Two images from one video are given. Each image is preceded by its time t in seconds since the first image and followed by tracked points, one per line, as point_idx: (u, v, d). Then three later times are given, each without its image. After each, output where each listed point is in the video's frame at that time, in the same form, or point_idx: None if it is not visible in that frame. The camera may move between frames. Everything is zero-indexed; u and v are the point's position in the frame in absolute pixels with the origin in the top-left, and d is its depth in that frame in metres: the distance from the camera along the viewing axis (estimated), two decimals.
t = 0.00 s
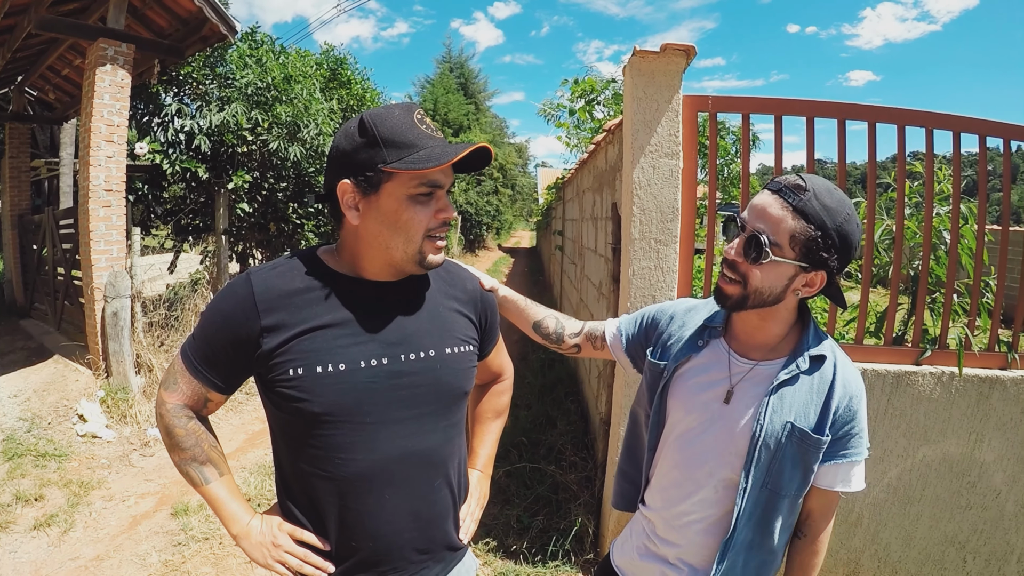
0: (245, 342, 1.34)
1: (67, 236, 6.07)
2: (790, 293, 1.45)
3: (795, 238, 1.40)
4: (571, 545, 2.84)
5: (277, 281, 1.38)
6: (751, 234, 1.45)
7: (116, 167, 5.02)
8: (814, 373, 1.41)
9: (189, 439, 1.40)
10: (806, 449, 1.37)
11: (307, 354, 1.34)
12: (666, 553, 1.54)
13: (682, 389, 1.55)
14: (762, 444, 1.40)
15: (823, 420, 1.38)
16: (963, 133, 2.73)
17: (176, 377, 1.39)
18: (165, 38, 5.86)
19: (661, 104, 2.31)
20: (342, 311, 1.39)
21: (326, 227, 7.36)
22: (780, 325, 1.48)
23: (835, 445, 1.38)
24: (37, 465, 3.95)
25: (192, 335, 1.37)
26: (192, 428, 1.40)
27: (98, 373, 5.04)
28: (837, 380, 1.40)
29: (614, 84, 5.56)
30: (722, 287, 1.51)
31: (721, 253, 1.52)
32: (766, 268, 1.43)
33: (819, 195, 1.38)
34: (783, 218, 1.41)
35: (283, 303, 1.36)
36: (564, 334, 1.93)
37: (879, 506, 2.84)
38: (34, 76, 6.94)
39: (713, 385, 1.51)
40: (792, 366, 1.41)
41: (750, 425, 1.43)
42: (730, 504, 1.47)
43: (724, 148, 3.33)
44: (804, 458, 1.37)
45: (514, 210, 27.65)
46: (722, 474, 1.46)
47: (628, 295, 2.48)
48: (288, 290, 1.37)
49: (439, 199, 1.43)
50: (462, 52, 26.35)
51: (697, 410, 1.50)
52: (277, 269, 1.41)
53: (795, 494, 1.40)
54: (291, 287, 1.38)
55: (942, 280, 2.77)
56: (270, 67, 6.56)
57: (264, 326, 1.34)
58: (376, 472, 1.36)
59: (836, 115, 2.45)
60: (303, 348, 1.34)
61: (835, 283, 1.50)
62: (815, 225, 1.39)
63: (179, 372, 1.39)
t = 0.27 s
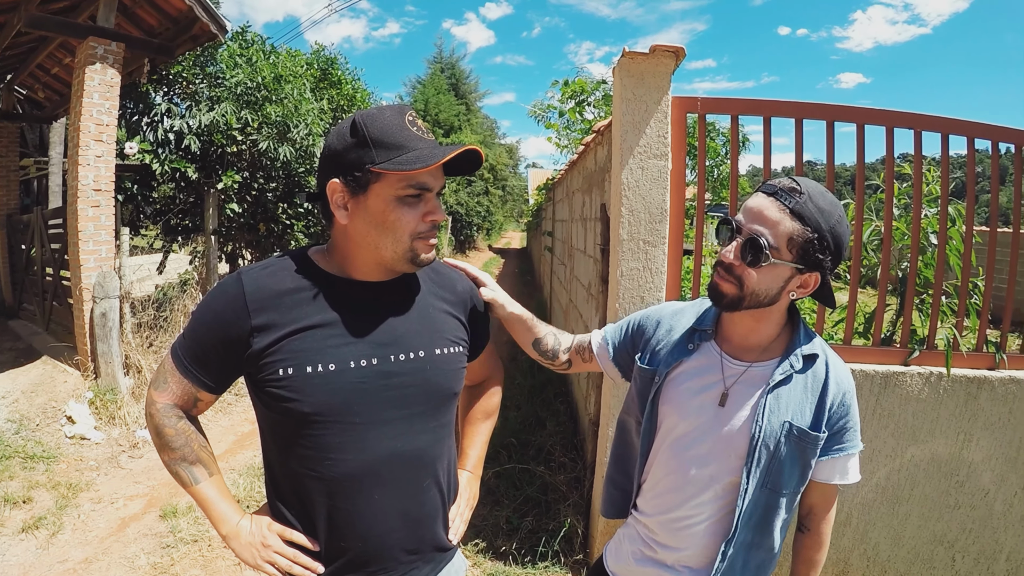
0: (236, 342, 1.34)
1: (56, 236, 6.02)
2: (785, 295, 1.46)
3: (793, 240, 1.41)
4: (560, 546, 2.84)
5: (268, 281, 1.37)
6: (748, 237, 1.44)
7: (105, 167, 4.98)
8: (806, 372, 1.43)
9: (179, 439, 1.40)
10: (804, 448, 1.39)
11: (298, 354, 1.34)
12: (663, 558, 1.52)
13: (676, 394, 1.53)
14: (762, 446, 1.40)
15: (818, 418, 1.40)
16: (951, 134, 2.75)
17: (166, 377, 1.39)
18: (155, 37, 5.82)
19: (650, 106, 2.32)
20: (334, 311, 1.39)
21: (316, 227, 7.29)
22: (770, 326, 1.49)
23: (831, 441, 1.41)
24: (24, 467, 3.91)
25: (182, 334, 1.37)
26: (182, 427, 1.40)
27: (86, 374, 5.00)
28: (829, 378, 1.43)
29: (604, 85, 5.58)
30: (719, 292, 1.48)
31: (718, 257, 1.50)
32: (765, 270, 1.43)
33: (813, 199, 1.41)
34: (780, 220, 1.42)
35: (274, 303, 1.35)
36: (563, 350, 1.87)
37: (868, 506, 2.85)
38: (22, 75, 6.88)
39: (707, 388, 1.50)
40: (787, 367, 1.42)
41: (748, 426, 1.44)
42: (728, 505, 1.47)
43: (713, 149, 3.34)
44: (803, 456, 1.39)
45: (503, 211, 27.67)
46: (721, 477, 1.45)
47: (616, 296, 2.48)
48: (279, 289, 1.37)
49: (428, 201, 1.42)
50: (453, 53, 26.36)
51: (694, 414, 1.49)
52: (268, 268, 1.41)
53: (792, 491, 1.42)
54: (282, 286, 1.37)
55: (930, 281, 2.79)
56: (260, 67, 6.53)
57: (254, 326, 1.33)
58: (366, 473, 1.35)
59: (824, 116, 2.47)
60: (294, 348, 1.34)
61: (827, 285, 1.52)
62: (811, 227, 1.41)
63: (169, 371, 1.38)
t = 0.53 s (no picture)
0: (221, 344, 1.33)
1: (42, 237, 5.95)
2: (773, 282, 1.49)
3: (769, 230, 1.44)
4: (548, 547, 2.84)
5: (253, 283, 1.37)
6: (737, 244, 1.42)
7: (91, 168, 4.94)
8: (789, 366, 1.45)
9: (165, 441, 1.38)
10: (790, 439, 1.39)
11: (282, 356, 1.33)
12: (653, 560, 1.49)
13: (663, 396, 1.52)
14: (749, 438, 1.40)
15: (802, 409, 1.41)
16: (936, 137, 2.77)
17: (152, 378, 1.38)
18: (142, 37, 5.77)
19: (636, 108, 2.32)
20: (319, 313, 1.38)
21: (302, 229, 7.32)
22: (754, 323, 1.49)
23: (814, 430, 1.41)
24: (9, 471, 3.86)
25: (168, 336, 1.36)
26: (168, 429, 1.38)
27: (72, 377, 4.95)
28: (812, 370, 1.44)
29: (591, 86, 5.59)
30: (730, 305, 1.44)
31: (721, 275, 1.43)
32: (766, 267, 1.43)
33: (763, 187, 1.46)
34: (757, 218, 1.43)
35: (258, 305, 1.34)
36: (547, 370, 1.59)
37: (855, 506, 2.87)
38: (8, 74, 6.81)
39: (694, 387, 1.49)
40: (771, 362, 1.45)
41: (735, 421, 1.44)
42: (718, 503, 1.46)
43: (700, 151, 3.36)
44: (790, 447, 1.39)
45: (492, 212, 27.70)
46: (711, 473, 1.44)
47: (602, 298, 2.49)
48: (264, 291, 1.36)
49: (412, 206, 1.42)
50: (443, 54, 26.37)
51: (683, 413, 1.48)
52: (254, 270, 1.40)
53: (782, 487, 1.40)
54: (268, 288, 1.36)
55: (916, 283, 2.81)
56: (247, 68, 6.46)
57: (239, 328, 1.32)
58: (351, 474, 1.35)
59: (810, 119, 2.48)
60: (278, 349, 1.33)
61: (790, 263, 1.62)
62: (776, 212, 1.46)
63: (156, 373, 1.37)
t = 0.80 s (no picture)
0: (200, 344, 1.32)
1: (23, 240, 5.87)
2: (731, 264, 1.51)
3: (717, 214, 1.47)
4: (533, 545, 2.84)
5: (232, 283, 1.36)
6: (685, 231, 1.44)
7: (72, 169, 4.88)
8: (754, 353, 1.45)
9: (145, 442, 1.37)
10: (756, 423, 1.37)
11: (261, 356, 1.32)
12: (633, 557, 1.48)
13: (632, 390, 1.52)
14: (715, 424, 1.40)
15: (767, 393, 1.40)
16: (917, 134, 2.80)
17: (132, 379, 1.36)
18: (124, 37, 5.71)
19: (618, 106, 2.33)
20: (298, 312, 1.37)
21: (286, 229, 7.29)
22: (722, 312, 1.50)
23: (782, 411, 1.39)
24: None
25: (148, 336, 1.35)
26: (148, 430, 1.37)
27: (54, 381, 4.88)
28: (777, 356, 1.45)
29: (575, 85, 5.61)
30: (694, 293, 1.44)
31: (682, 263, 1.43)
32: (719, 248, 1.45)
33: (697, 176, 1.51)
34: (701, 202, 1.46)
35: (237, 305, 1.34)
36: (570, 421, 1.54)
37: (839, 500, 2.89)
38: None
39: (662, 381, 1.49)
40: (736, 350, 1.45)
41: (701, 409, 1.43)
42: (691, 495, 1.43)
43: (681, 149, 3.38)
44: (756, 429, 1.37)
45: (477, 211, 27.70)
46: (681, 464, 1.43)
47: (584, 296, 2.50)
48: (243, 291, 1.35)
49: (391, 205, 1.41)
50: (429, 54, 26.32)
51: (652, 407, 1.46)
52: (232, 270, 1.39)
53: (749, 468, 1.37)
54: (246, 288, 1.36)
55: (898, 278, 2.84)
56: (229, 67, 6.43)
57: (218, 328, 1.31)
58: (331, 474, 1.34)
59: (790, 117, 2.50)
60: (257, 349, 1.32)
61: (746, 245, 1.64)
62: (718, 196, 1.49)
63: (135, 374, 1.36)
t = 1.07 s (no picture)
0: (179, 340, 1.31)
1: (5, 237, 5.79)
2: (693, 252, 1.53)
3: (676, 203, 1.48)
4: (517, 542, 2.85)
5: (211, 279, 1.35)
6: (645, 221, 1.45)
7: (54, 165, 4.82)
8: (722, 346, 1.44)
9: (125, 439, 1.35)
10: (722, 416, 1.36)
11: (239, 352, 1.31)
12: (608, 555, 1.48)
13: (600, 390, 1.52)
14: (682, 419, 1.40)
15: (733, 384, 1.39)
16: (900, 131, 2.83)
17: (111, 376, 1.35)
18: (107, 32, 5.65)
19: (600, 102, 2.34)
20: (276, 308, 1.37)
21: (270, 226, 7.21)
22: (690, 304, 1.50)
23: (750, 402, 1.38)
24: None
25: (127, 333, 1.33)
26: (128, 427, 1.35)
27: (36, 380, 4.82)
28: (745, 347, 1.43)
29: (559, 82, 5.62)
30: (657, 283, 1.46)
31: (642, 253, 1.44)
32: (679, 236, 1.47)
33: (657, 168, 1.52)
34: (658, 193, 1.47)
35: (215, 301, 1.33)
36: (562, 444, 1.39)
37: (822, 495, 2.92)
38: None
39: (630, 379, 1.49)
40: (702, 343, 1.45)
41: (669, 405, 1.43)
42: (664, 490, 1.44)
43: (664, 147, 3.40)
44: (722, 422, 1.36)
45: (461, 207, 27.69)
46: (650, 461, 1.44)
47: (567, 292, 2.52)
48: (222, 287, 1.34)
49: (369, 200, 1.41)
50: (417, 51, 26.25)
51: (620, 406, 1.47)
52: (211, 266, 1.38)
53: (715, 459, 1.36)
54: (227, 284, 1.35)
55: (880, 275, 2.88)
56: (213, 62, 6.38)
57: (196, 324, 1.30)
58: (310, 470, 1.34)
59: (773, 114, 2.52)
60: (236, 345, 1.31)
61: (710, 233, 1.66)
62: (676, 186, 1.51)
63: (115, 370, 1.34)
